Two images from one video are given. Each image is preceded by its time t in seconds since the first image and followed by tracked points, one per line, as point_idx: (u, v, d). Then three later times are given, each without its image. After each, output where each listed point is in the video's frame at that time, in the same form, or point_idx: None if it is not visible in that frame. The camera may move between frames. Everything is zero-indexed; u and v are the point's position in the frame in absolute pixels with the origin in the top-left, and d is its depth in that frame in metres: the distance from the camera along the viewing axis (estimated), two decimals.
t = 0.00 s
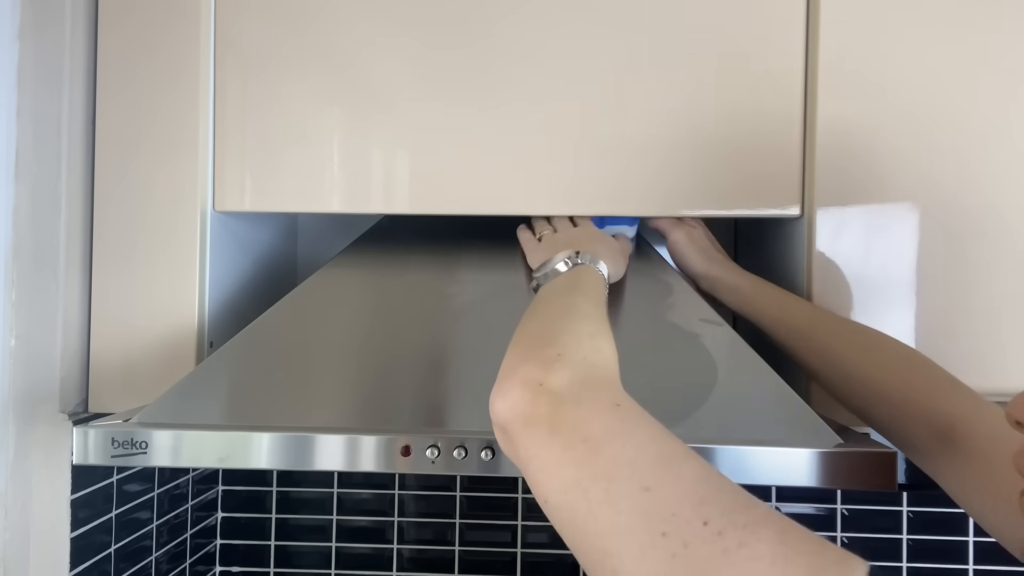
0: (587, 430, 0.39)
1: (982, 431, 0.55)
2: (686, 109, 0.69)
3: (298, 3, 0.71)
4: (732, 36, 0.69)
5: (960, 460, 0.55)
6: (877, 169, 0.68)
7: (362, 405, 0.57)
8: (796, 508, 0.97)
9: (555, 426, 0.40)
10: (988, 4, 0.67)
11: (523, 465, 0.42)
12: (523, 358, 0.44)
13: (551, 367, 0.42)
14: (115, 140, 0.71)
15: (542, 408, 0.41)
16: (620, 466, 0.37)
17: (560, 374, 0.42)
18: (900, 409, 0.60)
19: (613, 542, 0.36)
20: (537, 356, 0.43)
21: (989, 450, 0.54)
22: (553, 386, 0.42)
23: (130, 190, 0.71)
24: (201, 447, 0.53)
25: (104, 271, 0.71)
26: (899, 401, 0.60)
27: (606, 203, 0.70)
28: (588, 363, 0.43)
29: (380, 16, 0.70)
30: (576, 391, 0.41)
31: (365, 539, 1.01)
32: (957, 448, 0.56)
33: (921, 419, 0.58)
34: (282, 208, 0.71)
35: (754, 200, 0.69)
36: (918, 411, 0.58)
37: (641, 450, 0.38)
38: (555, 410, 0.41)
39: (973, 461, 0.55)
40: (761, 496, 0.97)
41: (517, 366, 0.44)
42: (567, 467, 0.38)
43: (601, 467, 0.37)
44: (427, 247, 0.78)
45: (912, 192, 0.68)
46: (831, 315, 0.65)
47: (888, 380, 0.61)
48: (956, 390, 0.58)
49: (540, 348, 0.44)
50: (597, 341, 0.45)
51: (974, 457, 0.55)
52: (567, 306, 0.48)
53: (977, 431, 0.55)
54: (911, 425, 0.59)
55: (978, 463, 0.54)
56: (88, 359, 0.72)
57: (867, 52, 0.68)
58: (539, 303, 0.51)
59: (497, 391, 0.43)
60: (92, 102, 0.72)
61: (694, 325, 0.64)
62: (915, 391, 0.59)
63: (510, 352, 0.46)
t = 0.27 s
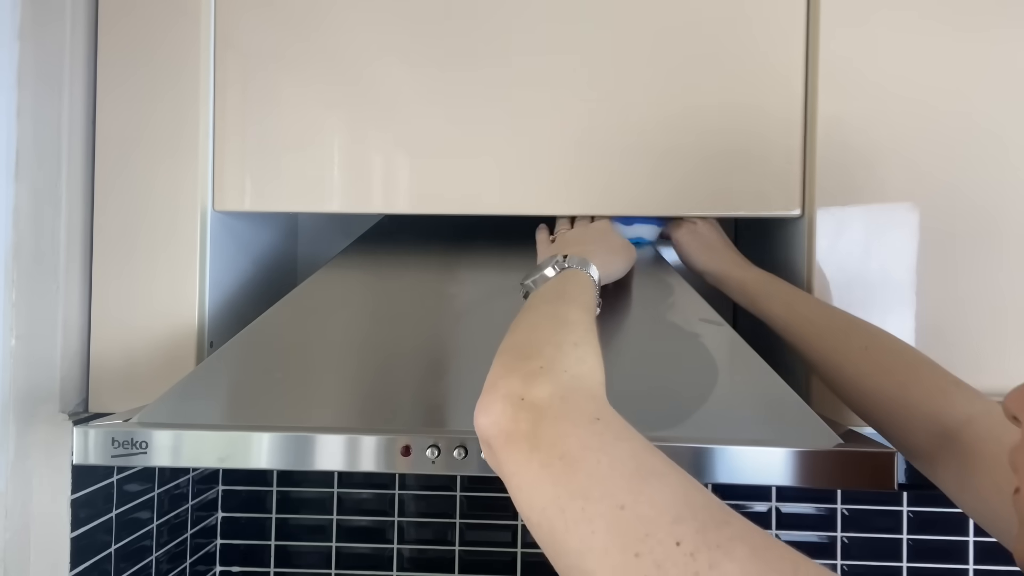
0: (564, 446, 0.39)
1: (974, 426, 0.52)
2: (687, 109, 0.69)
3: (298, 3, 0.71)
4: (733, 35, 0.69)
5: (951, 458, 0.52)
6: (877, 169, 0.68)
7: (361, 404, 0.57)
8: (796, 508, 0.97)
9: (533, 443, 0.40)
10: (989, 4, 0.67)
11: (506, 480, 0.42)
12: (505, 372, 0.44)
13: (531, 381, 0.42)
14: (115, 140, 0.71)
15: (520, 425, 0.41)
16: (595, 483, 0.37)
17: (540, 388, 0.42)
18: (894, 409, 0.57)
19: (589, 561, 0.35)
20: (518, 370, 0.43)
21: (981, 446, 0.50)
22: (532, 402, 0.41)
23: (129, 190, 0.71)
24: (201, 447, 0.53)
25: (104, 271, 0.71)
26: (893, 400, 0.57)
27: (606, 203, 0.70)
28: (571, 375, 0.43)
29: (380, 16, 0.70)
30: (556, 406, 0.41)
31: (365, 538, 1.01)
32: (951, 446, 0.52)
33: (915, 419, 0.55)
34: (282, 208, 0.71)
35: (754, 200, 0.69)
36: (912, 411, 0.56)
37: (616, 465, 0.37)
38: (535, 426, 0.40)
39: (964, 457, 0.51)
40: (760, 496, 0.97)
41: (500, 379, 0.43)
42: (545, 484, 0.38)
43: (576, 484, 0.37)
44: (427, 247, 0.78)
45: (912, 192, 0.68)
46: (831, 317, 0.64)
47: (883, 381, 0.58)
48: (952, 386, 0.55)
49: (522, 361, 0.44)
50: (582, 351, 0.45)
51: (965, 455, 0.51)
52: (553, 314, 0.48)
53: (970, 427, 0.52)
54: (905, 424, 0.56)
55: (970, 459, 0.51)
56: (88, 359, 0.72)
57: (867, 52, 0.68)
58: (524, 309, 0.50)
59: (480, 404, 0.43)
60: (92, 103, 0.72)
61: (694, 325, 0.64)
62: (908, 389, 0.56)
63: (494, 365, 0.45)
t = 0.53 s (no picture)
0: (573, 453, 0.39)
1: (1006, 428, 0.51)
2: (687, 108, 0.69)
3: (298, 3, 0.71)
4: (733, 35, 0.69)
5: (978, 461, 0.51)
6: (877, 169, 0.68)
7: (361, 404, 0.57)
8: (796, 508, 0.97)
9: (543, 448, 0.40)
10: (989, 4, 0.67)
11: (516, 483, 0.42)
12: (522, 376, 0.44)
13: (544, 386, 0.42)
14: (115, 139, 0.71)
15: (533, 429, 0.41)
16: (601, 489, 0.37)
17: (553, 392, 0.42)
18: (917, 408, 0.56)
19: (592, 571, 0.35)
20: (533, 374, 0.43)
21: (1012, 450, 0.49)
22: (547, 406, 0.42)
23: (130, 190, 0.71)
24: (202, 447, 0.53)
25: (104, 271, 0.71)
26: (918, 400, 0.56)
27: (605, 203, 0.70)
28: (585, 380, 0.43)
29: (379, 16, 0.70)
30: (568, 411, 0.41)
31: (365, 538, 1.01)
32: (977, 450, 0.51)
33: (939, 418, 0.54)
34: (282, 209, 0.71)
35: (754, 200, 0.69)
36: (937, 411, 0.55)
37: (627, 473, 0.37)
38: (545, 430, 0.41)
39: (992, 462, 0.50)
40: (760, 496, 0.97)
41: (512, 384, 0.44)
42: (553, 491, 0.38)
43: (583, 491, 0.37)
44: (427, 247, 0.78)
45: (912, 192, 0.68)
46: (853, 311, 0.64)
47: (907, 378, 0.57)
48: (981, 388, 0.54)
49: (537, 364, 0.44)
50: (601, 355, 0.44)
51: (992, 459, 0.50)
52: (572, 315, 0.47)
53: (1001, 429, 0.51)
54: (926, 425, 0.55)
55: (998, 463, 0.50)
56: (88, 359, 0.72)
57: (867, 51, 0.68)
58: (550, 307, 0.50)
59: (494, 409, 0.44)
60: (93, 103, 0.72)
61: (694, 325, 0.64)
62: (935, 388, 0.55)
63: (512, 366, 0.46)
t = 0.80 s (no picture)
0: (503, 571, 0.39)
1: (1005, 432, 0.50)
2: (688, 108, 0.69)
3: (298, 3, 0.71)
4: (733, 36, 0.69)
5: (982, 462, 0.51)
6: (877, 169, 0.68)
7: (361, 405, 0.57)
8: (796, 508, 0.97)
9: (472, 536, 0.41)
10: (990, 4, 0.67)
11: None
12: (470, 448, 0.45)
13: (453, 511, 0.42)
14: (115, 139, 0.71)
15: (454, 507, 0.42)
16: None
17: (482, 469, 0.43)
18: (917, 412, 0.55)
19: None
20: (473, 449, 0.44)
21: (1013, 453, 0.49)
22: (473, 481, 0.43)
23: (129, 190, 0.71)
24: (202, 447, 0.53)
25: (104, 271, 0.71)
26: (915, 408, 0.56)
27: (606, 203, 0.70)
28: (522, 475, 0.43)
29: (380, 15, 0.70)
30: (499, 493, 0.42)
31: (365, 538, 1.01)
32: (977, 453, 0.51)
33: (934, 426, 0.54)
34: (282, 209, 0.71)
35: (754, 200, 0.69)
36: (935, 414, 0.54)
37: None
38: (444, 510, 0.42)
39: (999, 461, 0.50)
40: (760, 496, 0.97)
41: (407, 540, 0.43)
42: None
43: None
44: (428, 247, 0.78)
45: (912, 192, 0.68)
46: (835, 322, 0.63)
47: (902, 383, 0.57)
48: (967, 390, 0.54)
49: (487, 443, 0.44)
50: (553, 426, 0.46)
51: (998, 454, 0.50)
52: (506, 389, 0.47)
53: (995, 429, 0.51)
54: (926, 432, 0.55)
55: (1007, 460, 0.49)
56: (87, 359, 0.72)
57: (867, 51, 0.68)
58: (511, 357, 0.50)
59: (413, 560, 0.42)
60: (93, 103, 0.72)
61: (694, 325, 0.64)
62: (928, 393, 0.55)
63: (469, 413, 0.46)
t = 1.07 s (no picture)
0: None
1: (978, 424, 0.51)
2: (688, 108, 0.69)
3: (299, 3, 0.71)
4: (733, 35, 0.69)
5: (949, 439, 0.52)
6: (877, 169, 0.68)
7: (360, 404, 0.57)
8: (796, 508, 0.97)
9: None
10: (990, 4, 0.67)
11: None
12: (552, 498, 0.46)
13: None
14: (115, 139, 0.71)
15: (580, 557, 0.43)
16: None
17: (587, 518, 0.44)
18: (894, 399, 0.56)
19: None
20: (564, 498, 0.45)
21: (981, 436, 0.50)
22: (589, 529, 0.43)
23: (129, 190, 0.71)
24: (201, 448, 0.53)
25: (104, 271, 0.71)
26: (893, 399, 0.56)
27: (606, 203, 0.70)
28: (622, 499, 0.44)
29: (380, 15, 0.70)
30: (597, 526, 0.43)
31: (365, 538, 1.01)
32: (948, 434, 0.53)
33: (912, 410, 0.55)
34: (281, 209, 0.71)
35: (754, 200, 0.69)
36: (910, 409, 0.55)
37: None
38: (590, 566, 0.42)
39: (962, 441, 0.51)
40: (760, 495, 0.97)
41: None
42: None
43: None
44: (427, 247, 0.78)
45: (912, 191, 0.68)
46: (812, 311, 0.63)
47: (881, 371, 0.57)
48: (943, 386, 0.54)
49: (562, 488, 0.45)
50: (635, 451, 0.45)
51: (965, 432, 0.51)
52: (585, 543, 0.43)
53: (966, 409, 0.52)
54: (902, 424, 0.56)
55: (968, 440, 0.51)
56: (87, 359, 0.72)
57: (867, 51, 0.68)
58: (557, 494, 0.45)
59: None
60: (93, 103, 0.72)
61: (693, 324, 0.64)
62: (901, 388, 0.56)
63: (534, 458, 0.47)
